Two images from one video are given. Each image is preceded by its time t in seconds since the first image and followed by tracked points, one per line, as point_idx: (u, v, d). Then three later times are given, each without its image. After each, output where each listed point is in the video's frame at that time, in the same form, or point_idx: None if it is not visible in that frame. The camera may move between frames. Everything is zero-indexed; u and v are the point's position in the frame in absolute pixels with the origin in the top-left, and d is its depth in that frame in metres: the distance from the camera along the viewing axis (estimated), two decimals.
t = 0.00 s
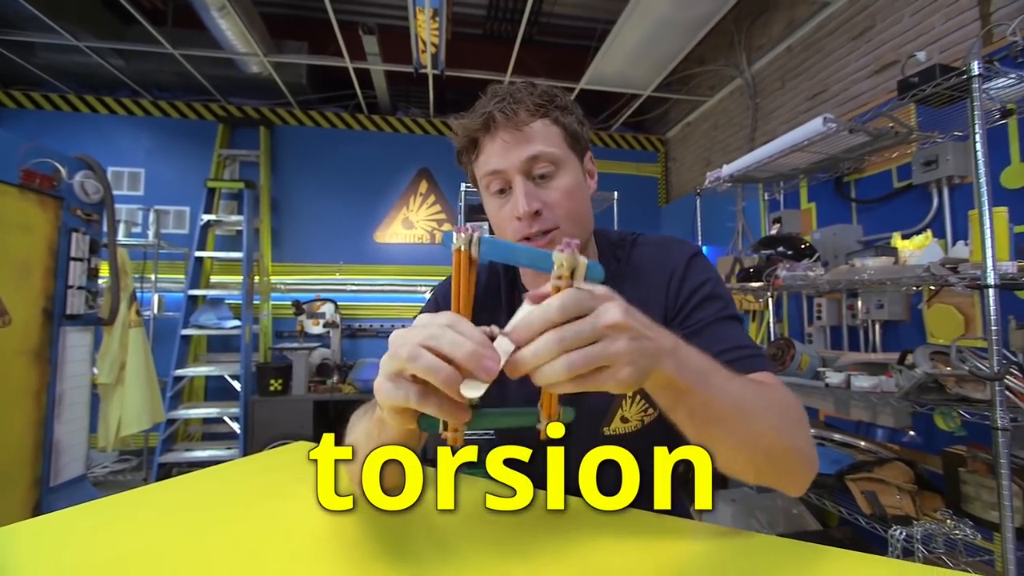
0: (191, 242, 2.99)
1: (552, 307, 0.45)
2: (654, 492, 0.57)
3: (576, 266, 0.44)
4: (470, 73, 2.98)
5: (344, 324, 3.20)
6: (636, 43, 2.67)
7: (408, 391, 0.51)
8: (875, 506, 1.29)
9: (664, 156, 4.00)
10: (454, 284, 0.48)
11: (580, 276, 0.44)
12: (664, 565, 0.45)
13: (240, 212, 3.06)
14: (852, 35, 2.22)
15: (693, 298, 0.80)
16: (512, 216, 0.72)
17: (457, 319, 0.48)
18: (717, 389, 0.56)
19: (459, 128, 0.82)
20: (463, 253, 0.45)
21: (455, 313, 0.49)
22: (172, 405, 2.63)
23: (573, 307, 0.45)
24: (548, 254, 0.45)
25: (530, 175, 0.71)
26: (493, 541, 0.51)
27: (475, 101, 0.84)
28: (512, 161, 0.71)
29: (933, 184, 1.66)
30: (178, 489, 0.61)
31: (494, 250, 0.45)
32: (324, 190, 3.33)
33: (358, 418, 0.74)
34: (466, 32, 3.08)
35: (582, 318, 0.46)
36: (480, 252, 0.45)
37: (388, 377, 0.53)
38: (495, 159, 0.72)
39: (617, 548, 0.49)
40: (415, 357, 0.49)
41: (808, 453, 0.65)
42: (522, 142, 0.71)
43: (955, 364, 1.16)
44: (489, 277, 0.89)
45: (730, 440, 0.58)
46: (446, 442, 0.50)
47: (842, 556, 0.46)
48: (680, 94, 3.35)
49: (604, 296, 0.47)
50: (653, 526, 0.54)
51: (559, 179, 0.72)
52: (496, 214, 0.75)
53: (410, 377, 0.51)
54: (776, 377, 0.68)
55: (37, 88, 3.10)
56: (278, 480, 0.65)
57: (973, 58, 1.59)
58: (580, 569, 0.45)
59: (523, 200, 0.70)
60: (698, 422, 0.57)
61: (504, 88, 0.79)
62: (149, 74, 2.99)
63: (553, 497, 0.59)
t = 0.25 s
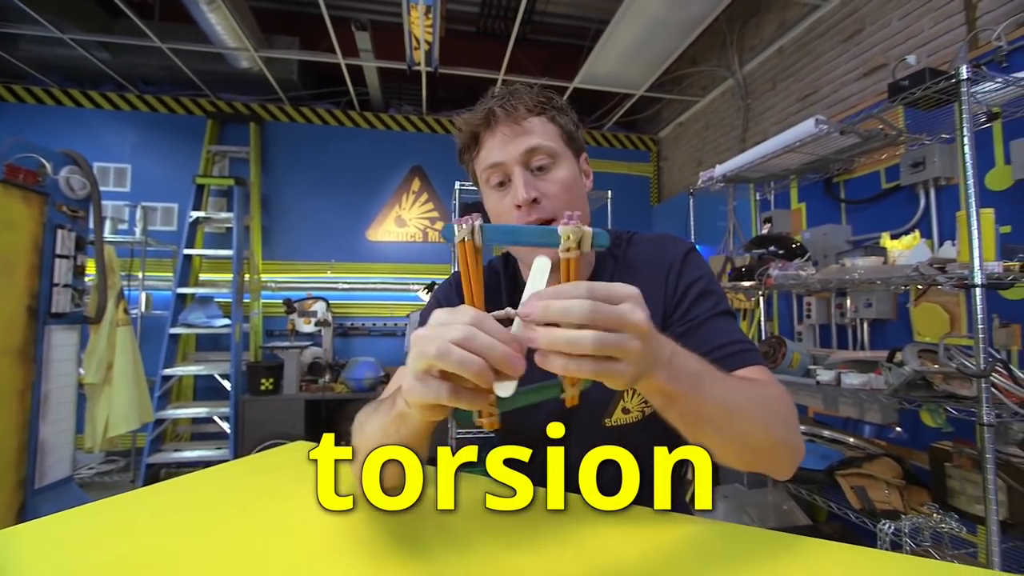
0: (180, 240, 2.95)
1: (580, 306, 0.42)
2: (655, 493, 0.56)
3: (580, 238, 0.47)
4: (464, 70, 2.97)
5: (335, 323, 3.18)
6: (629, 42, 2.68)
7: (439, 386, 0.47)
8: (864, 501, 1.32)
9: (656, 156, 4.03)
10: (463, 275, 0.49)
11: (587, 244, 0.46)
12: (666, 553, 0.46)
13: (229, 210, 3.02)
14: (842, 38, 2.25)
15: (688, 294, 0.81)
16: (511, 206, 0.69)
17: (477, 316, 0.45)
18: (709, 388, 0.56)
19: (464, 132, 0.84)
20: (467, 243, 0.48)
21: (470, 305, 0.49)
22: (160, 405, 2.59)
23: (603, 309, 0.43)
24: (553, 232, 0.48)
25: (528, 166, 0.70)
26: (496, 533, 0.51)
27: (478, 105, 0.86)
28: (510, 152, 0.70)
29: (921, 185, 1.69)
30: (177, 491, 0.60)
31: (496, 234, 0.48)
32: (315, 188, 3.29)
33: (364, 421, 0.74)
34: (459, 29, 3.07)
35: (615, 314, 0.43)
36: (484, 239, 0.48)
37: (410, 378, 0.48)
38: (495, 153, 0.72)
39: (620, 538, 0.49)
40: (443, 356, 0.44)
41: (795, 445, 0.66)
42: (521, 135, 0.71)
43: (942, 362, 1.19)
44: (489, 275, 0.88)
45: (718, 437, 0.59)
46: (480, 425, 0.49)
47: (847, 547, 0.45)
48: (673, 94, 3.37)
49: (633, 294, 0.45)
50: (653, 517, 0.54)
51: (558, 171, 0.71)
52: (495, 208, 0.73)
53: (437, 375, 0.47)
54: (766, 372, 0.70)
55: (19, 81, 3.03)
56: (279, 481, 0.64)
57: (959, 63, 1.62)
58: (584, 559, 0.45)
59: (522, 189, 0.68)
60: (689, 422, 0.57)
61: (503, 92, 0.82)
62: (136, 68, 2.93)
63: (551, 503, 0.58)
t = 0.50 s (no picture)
0: (167, 237, 2.90)
1: (602, 321, 0.40)
2: (655, 494, 0.56)
3: (616, 249, 0.40)
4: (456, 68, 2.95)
5: (326, 322, 3.15)
6: (622, 42, 2.69)
7: (484, 406, 0.45)
8: (853, 497, 1.35)
9: (647, 156, 4.05)
10: (491, 289, 0.44)
11: (622, 260, 0.40)
12: (669, 550, 0.46)
13: (218, 207, 2.98)
14: (831, 41, 2.29)
15: (685, 295, 0.82)
16: (517, 208, 0.70)
17: (513, 331, 0.43)
18: (707, 389, 0.56)
19: (468, 131, 0.84)
20: (493, 258, 0.42)
21: (498, 318, 0.46)
22: (147, 406, 2.54)
23: (625, 320, 0.40)
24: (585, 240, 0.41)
25: (534, 168, 0.70)
26: (499, 532, 0.51)
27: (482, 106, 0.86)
28: (516, 154, 0.70)
29: (907, 187, 1.72)
30: (174, 494, 0.59)
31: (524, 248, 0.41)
32: (305, 185, 3.26)
33: (368, 425, 0.72)
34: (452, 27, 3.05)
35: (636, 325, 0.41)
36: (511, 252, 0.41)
37: (444, 397, 0.46)
38: (501, 155, 0.72)
39: (623, 534, 0.50)
40: (493, 387, 0.42)
41: (787, 443, 0.67)
42: (528, 137, 0.72)
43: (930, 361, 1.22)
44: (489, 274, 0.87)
45: (714, 436, 0.60)
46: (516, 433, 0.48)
47: (844, 543, 0.46)
48: (665, 94, 3.39)
49: (656, 302, 0.43)
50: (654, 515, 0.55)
51: (563, 174, 0.71)
52: (500, 209, 0.73)
53: (479, 395, 0.45)
54: (760, 372, 0.71)
55: None
56: (279, 482, 0.63)
57: (945, 68, 1.66)
58: (588, 555, 0.46)
59: (528, 191, 0.68)
60: (686, 422, 0.58)
61: (508, 94, 0.82)
62: (121, 62, 2.87)
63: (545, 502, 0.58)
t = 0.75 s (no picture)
0: (152, 235, 2.84)
1: (622, 320, 0.40)
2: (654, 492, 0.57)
3: (640, 261, 0.39)
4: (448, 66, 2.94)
5: (316, 321, 3.12)
6: (614, 43, 2.70)
7: (511, 404, 0.46)
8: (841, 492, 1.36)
9: (637, 156, 4.08)
10: (507, 286, 0.41)
11: (644, 274, 0.39)
12: (673, 546, 0.47)
13: (204, 204, 2.93)
14: (818, 45, 2.33)
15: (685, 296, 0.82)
16: (523, 206, 0.71)
17: (523, 322, 0.43)
18: (715, 389, 0.57)
19: (472, 127, 0.85)
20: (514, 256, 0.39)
21: (512, 312, 0.43)
22: (131, 406, 2.49)
23: (641, 320, 0.41)
24: (608, 249, 0.39)
25: (540, 168, 0.72)
26: (505, 529, 0.51)
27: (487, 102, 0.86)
28: (523, 153, 0.71)
29: (892, 189, 1.77)
30: (173, 496, 0.58)
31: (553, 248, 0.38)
32: (295, 183, 3.22)
33: (373, 424, 0.73)
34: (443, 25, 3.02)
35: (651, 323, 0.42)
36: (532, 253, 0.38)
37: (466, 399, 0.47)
38: (508, 154, 0.73)
39: (629, 532, 0.50)
40: (522, 388, 0.44)
41: (785, 441, 0.69)
42: (534, 136, 0.73)
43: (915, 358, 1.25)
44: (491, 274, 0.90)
45: (718, 435, 0.61)
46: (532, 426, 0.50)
47: (843, 536, 0.47)
48: (655, 95, 3.41)
49: (675, 303, 0.43)
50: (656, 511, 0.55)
51: (569, 173, 0.72)
52: (507, 206, 0.75)
53: (503, 395, 0.46)
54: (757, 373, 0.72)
55: None
56: (279, 483, 0.63)
57: (929, 73, 1.69)
58: (595, 552, 0.46)
59: (535, 189, 0.70)
60: (693, 421, 0.59)
61: (513, 91, 0.82)
62: (104, 55, 2.80)
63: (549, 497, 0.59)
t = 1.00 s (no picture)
0: (134, 231, 2.78)
1: (636, 325, 0.41)
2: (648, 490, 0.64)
3: (661, 272, 0.37)
4: (438, 64, 2.92)
5: (303, 320, 3.08)
6: (604, 42, 2.72)
7: (534, 405, 0.49)
8: (826, 487, 1.40)
9: (626, 156, 4.11)
10: (521, 293, 0.41)
11: (664, 285, 0.37)
12: (679, 542, 0.47)
13: (188, 200, 2.86)
14: (804, 48, 2.37)
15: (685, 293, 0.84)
16: (528, 199, 0.71)
17: (536, 328, 0.45)
18: (722, 382, 0.58)
19: (476, 121, 0.85)
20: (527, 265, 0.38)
21: (526, 319, 0.44)
22: (112, 407, 2.43)
23: (657, 326, 0.42)
24: (627, 258, 0.37)
25: (545, 162, 0.72)
26: (511, 527, 0.51)
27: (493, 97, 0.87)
28: (529, 147, 0.72)
29: (876, 191, 1.81)
30: (170, 499, 0.56)
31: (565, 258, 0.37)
32: (282, 179, 3.17)
33: (374, 424, 0.70)
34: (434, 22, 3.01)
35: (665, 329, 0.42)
36: (547, 262, 0.37)
37: (488, 404, 0.50)
38: (513, 148, 0.73)
39: (634, 528, 0.50)
40: (545, 390, 0.48)
41: (787, 434, 0.70)
42: (540, 131, 0.73)
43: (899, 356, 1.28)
44: (492, 275, 0.91)
45: (725, 428, 0.61)
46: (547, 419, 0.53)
47: (845, 529, 0.48)
48: (644, 95, 3.44)
49: (692, 306, 0.43)
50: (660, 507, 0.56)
51: (573, 169, 0.73)
52: (511, 200, 0.75)
53: (524, 398, 0.49)
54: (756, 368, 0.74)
55: None
56: (278, 484, 0.62)
57: (911, 77, 1.74)
58: (602, 549, 0.46)
59: (541, 182, 0.70)
60: (699, 414, 0.60)
61: (518, 87, 0.83)
62: (82, 46, 2.72)
63: (554, 496, 0.59)
